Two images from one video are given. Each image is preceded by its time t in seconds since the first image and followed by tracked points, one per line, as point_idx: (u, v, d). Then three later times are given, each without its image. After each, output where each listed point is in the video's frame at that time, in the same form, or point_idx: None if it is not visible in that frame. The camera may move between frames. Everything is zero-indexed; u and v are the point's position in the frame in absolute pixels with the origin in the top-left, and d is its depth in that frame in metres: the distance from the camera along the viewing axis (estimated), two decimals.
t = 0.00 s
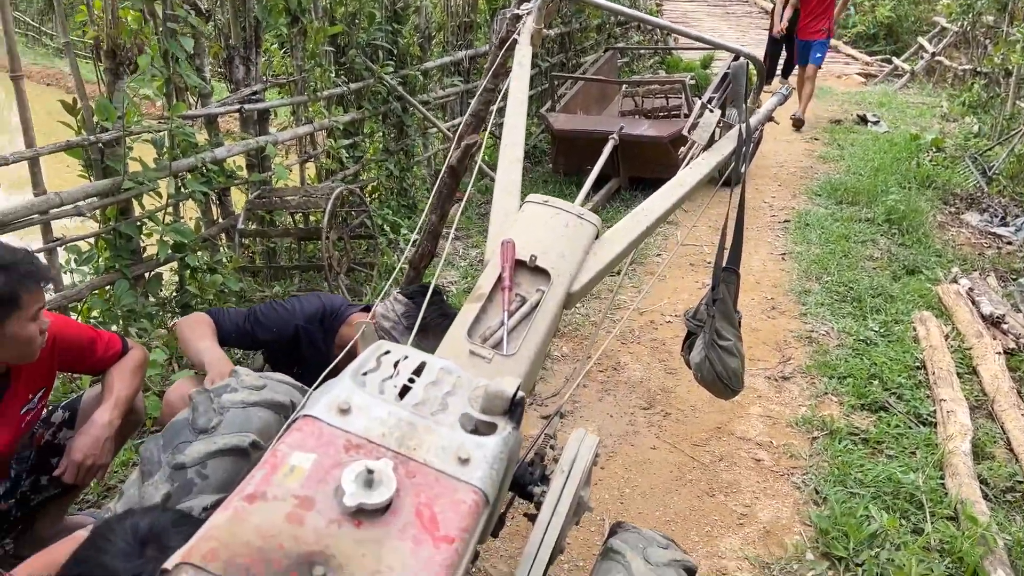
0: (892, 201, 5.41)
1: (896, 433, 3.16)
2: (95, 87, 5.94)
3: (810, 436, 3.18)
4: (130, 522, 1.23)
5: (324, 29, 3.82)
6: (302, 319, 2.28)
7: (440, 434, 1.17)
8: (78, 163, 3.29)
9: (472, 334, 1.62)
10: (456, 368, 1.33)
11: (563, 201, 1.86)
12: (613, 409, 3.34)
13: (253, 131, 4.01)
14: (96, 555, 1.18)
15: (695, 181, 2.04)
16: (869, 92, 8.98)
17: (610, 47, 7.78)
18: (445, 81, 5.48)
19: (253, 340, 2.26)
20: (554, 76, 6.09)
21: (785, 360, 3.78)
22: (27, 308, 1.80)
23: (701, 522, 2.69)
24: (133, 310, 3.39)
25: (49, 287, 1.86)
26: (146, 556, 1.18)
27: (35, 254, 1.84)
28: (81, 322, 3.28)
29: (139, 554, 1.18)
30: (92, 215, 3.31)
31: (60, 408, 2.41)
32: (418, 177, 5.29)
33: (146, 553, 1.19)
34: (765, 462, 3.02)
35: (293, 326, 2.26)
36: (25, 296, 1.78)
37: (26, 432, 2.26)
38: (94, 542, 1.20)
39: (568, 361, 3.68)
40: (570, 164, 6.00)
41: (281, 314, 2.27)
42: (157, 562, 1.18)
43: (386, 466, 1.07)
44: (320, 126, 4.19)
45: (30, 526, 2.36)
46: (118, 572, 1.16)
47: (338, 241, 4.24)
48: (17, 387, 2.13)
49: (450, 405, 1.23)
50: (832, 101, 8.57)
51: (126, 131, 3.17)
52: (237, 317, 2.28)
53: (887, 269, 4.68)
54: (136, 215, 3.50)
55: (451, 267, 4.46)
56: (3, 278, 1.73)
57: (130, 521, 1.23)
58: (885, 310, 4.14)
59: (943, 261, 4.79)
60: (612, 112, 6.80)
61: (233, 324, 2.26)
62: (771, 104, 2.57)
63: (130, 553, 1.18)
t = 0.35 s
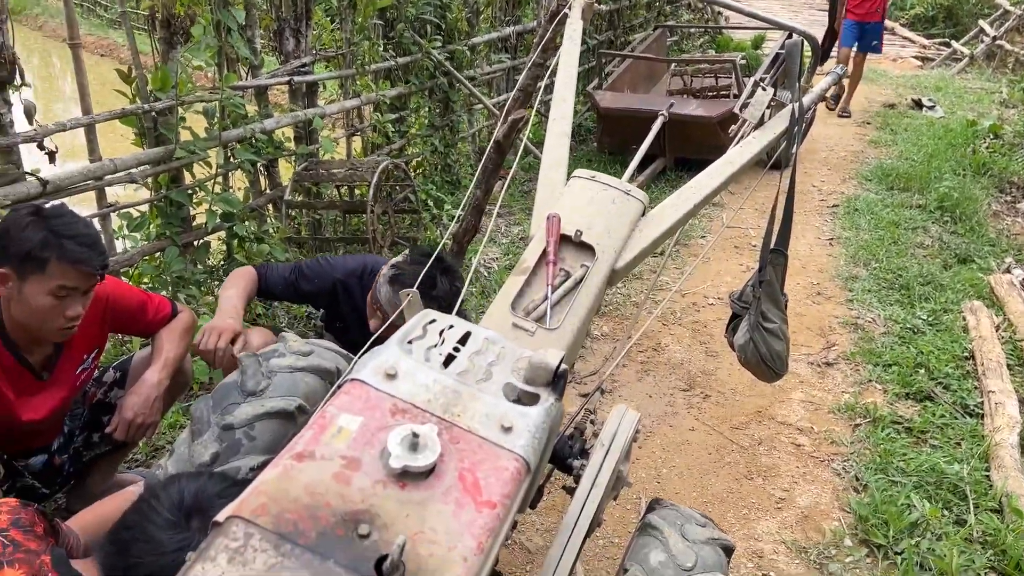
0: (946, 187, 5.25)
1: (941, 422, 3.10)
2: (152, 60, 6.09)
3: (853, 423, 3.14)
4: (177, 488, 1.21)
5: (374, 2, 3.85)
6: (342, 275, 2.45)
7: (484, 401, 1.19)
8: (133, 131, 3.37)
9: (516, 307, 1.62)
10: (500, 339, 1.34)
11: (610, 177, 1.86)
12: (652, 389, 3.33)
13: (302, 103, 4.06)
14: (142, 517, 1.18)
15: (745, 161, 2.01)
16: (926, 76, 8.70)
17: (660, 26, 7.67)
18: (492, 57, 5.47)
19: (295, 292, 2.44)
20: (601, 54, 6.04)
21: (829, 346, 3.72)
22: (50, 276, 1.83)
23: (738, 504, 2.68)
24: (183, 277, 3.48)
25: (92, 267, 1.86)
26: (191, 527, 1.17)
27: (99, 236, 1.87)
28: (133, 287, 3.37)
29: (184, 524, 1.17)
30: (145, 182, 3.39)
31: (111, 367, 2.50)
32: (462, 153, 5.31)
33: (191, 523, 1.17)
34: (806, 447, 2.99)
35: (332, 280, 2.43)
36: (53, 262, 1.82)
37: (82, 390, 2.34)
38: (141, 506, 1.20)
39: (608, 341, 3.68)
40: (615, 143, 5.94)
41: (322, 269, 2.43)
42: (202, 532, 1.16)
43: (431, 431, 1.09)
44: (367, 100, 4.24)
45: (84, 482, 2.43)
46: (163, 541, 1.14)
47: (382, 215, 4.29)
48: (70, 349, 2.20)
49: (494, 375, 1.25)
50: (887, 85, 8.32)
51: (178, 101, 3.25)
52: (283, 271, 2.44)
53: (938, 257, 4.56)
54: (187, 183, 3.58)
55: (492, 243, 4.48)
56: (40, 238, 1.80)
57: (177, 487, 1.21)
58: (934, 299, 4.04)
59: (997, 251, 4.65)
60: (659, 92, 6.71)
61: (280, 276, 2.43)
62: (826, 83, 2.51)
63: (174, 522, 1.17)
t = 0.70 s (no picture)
0: (1003, 177, 5.08)
1: (991, 417, 3.03)
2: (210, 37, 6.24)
3: (899, 415, 3.09)
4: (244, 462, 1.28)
5: None
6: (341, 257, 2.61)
7: (537, 373, 1.20)
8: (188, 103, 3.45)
9: (568, 283, 1.63)
10: (554, 314, 1.36)
11: (665, 157, 1.85)
12: (695, 374, 3.32)
13: (352, 80, 4.12)
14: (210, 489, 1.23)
15: (802, 144, 1.98)
16: (986, 64, 8.41)
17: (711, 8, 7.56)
18: (540, 37, 5.45)
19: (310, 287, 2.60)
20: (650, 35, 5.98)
21: (876, 337, 3.66)
22: (114, 244, 1.88)
23: (780, 491, 2.66)
24: (234, 249, 3.55)
25: (153, 239, 1.91)
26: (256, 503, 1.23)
27: (161, 209, 1.93)
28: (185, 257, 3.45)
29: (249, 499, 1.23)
30: (198, 154, 3.47)
31: (166, 334, 2.53)
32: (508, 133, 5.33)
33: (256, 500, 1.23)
34: (850, 437, 2.95)
35: (333, 266, 2.59)
36: (116, 232, 1.86)
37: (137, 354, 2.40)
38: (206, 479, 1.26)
39: (651, 324, 3.67)
40: (661, 126, 5.88)
41: (322, 258, 2.61)
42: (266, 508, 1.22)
43: (487, 399, 1.11)
44: (415, 77, 4.29)
45: (138, 445, 2.46)
46: (228, 517, 1.20)
47: (428, 193, 4.32)
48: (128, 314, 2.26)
49: (548, 349, 1.26)
50: (945, 73, 8.07)
51: (233, 74, 3.31)
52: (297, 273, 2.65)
53: (993, 250, 4.43)
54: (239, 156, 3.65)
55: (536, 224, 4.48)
56: (106, 209, 1.86)
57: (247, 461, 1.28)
58: (987, 292, 3.92)
59: None
60: (709, 75, 6.62)
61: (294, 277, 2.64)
62: (886, 67, 2.46)
63: (238, 498, 1.22)
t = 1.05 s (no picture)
0: None
1: None
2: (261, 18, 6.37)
3: (945, 409, 3.04)
4: (307, 429, 1.31)
5: None
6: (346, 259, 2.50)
7: (600, 352, 1.22)
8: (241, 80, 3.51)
9: (624, 265, 1.64)
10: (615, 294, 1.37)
11: (724, 142, 1.86)
12: (738, 362, 3.30)
13: (400, 59, 4.16)
14: (277, 454, 1.27)
15: (863, 131, 1.96)
16: None
17: None
18: (587, 20, 5.43)
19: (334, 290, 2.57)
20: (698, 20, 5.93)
21: (923, 330, 3.60)
22: (179, 227, 1.88)
23: (823, 481, 2.65)
24: (282, 225, 3.61)
25: (217, 226, 1.92)
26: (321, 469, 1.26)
27: (225, 195, 1.91)
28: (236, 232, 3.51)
29: (314, 465, 1.26)
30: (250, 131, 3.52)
31: (220, 305, 2.52)
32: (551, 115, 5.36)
33: (322, 466, 1.26)
34: (896, 430, 2.92)
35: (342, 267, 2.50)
36: (183, 220, 1.86)
37: (191, 325, 2.38)
38: (269, 444, 1.29)
39: (693, 311, 3.66)
40: (706, 113, 5.83)
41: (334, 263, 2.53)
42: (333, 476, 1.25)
43: (553, 374, 1.13)
44: (462, 58, 4.33)
45: (191, 414, 2.47)
46: (292, 481, 1.22)
47: (472, 174, 4.34)
48: (184, 284, 2.26)
49: (609, 327, 1.27)
50: (998, 64, 7.86)
51: (285, 52, 3.36)
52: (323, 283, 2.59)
53: None
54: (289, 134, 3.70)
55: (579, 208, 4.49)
56: (175, 198, 1.85)
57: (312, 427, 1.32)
58: None
59: None
60: (756, 62, 6.54)
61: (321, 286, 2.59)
62: (950, 55, 2.41)
63: (302, 462, 1.25)
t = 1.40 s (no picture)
0: None
1: None
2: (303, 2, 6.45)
3: (990, 406, 3.01)
4: (363, 399, 1.29)
5: None
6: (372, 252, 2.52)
7: (671, 336, 1.22)
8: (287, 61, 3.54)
9: (686, 251, 1.64)
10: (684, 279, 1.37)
11: (786, 130, 1.85)
12: (779, 353, 3.29)
13: (442, 43, 4.18)
14: (336, 424, 1.26)
15: (926, 120, 1.93)
16: None
17: None
18: (627, 6, 5.41)
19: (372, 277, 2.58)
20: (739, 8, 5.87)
21: (967, 326, 3.55)
22: (235, 204, 1.89)
23: (867, 473, 2.63)
24: (325, 206, 3.65)
25: (272, 204, 1.93)
26: (381, 439, 1.26)
27: (279, 172, 1.92)
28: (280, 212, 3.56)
29: (375, 438, 1.25)
30: (295, 112, 3.55)
31: (272, 285, 2.50)
32: (588, 101, 5.36)
33: (381, 436, 1.25)
34: (939, 425, 2.90)
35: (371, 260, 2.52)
36: (240, 197, 1.87)
37: (242, 302, 2.39)
38: (325, 416, 1.28)
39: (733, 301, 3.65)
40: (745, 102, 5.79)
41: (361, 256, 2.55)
42: (393, 445, 1.25)
43: (628, 357, 1.13)
44: (503, 43, 4.35)
45: (241, 391, 2.48)
46: (353, 451, 1.23)
47: (511, 159, 4.35)
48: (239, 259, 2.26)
49: (679, 312, 1.28)
50: None
51: (332, 34, 3.38)
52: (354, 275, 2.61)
53: None
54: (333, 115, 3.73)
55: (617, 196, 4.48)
56: (233, 176, 1.86)
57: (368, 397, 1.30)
58: None
59: None
60: (797, 51, 6.46)
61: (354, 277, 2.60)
62: (1013, 45, 2.36)
63: (361, 433, 1.25)
